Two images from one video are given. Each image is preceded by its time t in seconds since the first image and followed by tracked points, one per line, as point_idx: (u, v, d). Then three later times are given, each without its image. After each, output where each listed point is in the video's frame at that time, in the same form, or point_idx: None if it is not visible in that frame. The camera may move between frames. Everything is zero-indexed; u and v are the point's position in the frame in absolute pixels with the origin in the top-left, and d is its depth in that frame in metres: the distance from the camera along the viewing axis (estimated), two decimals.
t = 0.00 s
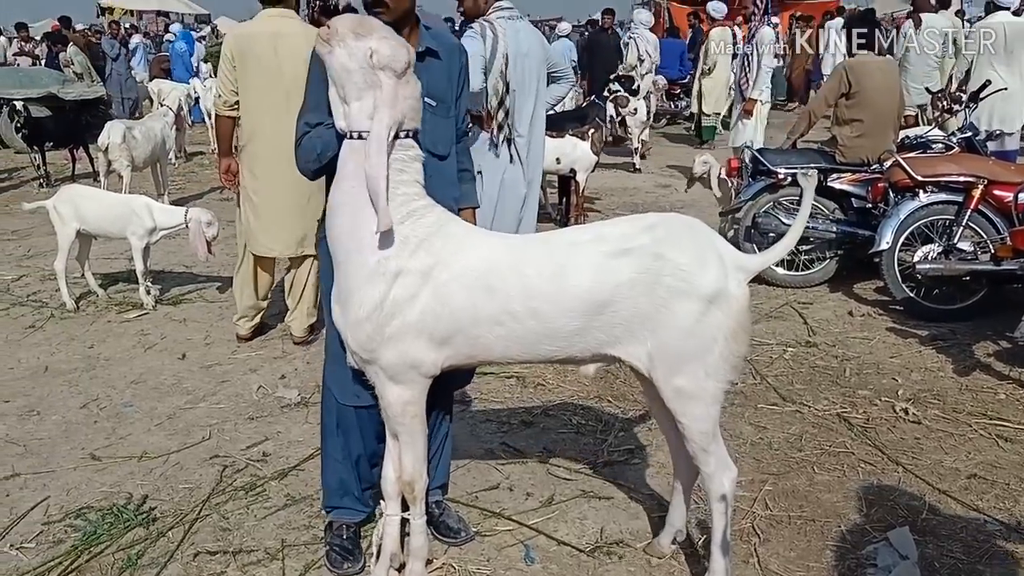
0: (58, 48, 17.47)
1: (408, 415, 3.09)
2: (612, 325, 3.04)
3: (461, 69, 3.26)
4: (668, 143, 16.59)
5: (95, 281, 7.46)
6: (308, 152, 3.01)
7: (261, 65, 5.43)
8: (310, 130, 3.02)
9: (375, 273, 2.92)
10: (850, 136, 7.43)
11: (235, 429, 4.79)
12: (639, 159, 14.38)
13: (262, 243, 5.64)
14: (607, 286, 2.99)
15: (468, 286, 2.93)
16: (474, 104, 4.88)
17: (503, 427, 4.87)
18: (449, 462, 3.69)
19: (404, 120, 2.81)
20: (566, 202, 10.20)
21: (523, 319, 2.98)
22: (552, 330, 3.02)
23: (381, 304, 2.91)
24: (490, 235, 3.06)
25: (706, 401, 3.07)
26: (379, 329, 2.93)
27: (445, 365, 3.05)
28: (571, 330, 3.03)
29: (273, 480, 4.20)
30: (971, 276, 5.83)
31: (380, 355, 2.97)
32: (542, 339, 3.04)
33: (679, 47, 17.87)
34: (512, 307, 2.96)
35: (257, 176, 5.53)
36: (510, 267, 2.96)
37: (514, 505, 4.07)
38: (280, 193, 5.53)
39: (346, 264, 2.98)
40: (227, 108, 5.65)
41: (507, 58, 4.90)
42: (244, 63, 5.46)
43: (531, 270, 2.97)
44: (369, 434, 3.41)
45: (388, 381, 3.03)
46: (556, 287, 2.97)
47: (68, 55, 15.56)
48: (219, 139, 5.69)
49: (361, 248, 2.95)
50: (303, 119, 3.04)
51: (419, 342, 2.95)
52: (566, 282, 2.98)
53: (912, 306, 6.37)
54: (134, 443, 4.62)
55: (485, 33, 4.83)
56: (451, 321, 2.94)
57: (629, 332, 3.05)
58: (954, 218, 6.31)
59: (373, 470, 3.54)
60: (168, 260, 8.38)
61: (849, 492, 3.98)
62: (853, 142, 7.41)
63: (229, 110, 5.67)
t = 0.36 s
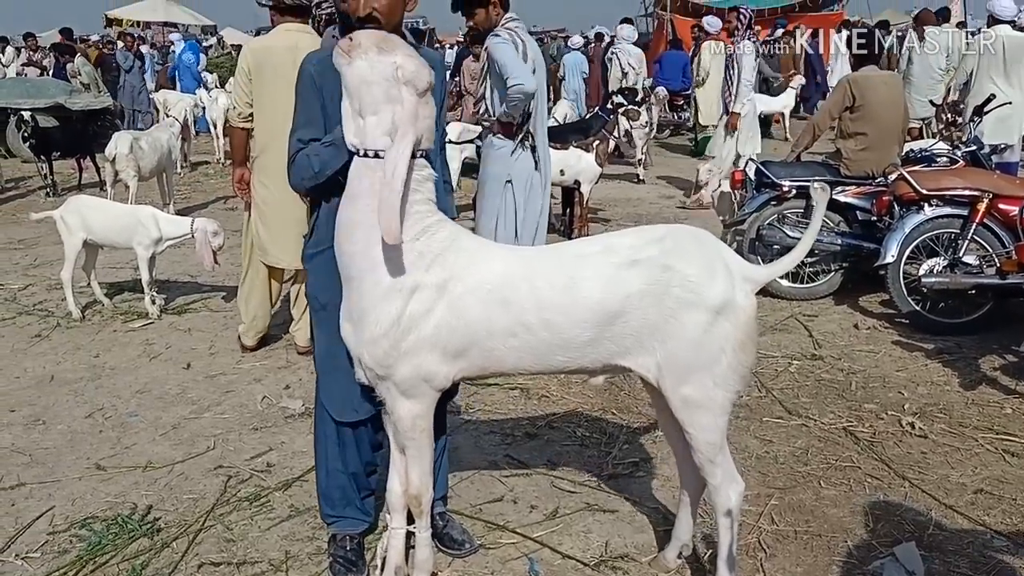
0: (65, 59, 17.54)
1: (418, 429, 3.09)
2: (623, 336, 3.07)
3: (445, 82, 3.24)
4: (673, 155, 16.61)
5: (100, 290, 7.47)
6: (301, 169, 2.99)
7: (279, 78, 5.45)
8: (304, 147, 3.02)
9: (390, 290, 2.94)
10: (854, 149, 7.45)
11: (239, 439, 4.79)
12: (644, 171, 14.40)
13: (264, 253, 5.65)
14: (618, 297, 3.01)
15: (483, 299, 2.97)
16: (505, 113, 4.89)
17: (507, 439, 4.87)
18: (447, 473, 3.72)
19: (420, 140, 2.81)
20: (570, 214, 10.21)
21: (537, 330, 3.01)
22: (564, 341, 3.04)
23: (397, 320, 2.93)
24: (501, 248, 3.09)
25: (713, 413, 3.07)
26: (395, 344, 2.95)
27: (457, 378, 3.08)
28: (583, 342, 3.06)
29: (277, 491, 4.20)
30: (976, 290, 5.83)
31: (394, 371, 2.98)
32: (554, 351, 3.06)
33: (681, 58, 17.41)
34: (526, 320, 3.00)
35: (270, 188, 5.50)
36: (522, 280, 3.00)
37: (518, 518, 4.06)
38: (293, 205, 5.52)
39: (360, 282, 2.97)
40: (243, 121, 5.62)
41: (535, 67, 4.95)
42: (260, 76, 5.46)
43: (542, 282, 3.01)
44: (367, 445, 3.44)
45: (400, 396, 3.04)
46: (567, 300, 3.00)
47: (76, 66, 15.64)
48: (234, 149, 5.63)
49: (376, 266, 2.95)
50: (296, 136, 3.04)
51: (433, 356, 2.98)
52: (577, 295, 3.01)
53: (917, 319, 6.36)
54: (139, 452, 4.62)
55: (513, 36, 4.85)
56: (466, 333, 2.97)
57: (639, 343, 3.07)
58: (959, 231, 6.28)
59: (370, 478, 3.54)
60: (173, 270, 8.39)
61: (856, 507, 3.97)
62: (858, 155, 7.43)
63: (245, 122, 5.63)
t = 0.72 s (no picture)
0: (66, 65, 17.56)
1: (420, 434, 3.09)
2: (622, 334, 3.09)
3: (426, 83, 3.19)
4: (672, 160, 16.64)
5: (99, 295, 7.48)
6: (292, 180, 2.92)
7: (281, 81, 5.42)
8: (294, 154, 2.98)
9: (404, 296, 2.90)
10: (851, 154, 7.44)
11: (236, 443, 4.79)
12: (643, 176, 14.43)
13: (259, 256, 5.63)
14: (618, 295, 3.03)
15: (491, 302, 2.99)
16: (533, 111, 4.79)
17: (505, 443, 4.87)
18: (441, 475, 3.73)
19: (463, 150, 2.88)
20: (569, 219, 10.23)
21: (542, 331, 3.03)
22: (568, 341, 3.06)
23: (411, 326, 2.91)
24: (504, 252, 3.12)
25: (710, 412, 3.09)
26: (407, 350, 2.92)
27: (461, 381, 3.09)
28: (587, 342, 3.08)
29: (274, 495, 4.20)
30: (973, 293, 5.83)
31: (404, 376, 2.95)
32: (558, 352, 3.08)
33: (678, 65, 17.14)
34: (531, 320, 3.01)
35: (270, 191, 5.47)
36: (528, 281, 3.03)
37: (515, 521, 4.06)
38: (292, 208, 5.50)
39: (372, 287, 2.92)
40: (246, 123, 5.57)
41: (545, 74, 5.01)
42: (261, 78, 5.41)
43: (546, 282, 3.03)
44: (363, 447, 3.44)
45: (405, 401, 3.02)
46: (572, 301, 3.02)
47: (77, 72, 15.67)
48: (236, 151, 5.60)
49: (389, 271, 2.91)
50: (285, 145, 3.00)
51: (441, 359, 2.98)
52: (581, 295, 3.03)
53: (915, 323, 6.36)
54: (136, 456, 4.62)
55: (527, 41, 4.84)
56: (475, 336, 2.98)
57: (639, 340, 3.09)
58: (956, 235, 6.29)
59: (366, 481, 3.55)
60: (171, 274, 8.40)
61: (852, 510, 3.96)
62: (855, 159, 7.42)
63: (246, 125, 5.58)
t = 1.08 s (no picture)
0: (60, 68, 17.54)
1: (416, 437, 3.09)
2: (624, 337, 3.09)
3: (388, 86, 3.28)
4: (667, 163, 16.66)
5: (92, 298, 7.46)
6: (278, 186, 2.88)
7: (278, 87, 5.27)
8: (275, 158, 2.91)
9: (401, 295, 2.88)
10: (846, 157, 7.48)
11: (229, 446, 4.77)
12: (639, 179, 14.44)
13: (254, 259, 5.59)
14: (620, 298, 3.03)
15: (491, 305, 2.98)
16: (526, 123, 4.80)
17: (498, 446, 4.86)
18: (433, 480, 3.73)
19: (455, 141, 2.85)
20: (565, 222, 10.23)
21: (543, 334, 3.03)
22: (571, 344, 3.06)
23: (408, 327, 2.88)
24: (505, 254, 3.10)
25: (708, 413, 3.09)
26: (405, 351, 2.90)
27: (459, 384, 3.08)
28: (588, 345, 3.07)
29: (266, 499, 4.18)
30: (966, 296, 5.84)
31: (402, 379, 2.93)
32: (559, 356, 3.08)
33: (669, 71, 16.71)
34: (533, 324, 3.01)
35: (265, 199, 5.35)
36: (528, 283, 3.03)
37: (508, 524, 4.05)
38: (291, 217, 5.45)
39: (369, 285, 2.88)
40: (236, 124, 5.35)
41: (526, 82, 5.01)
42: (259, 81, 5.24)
43: (547, 284, 3.03)
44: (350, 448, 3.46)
45: (402, 404, 3.01)
46: (573, 304, 3.02)
47: (71, 76, 15.67)
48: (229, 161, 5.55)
49: (385, 268, 2.88)
50: (265, 149, 2.93)
51: (439, 362, 2.98)
52: (582, 298, 3.03)
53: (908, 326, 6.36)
54: (127, 460, 4.60)
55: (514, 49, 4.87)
56: (474, 339, 2.98)
57: (641, 344, 3.10)
58: (950, 238, 6.29)
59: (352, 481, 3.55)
60: (165, 278, 8.38)
61: (844, 512, 3.96)
62: (850, 162, 7.46)
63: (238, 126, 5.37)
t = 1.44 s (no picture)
0: (53, 74, 17.51)
1: (406, 446, 3.11)
2: (615, 349, 3.12)
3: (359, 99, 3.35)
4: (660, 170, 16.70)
5: (84, 307, 7.45)
6: (270, 201, 2.88)
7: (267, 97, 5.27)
8: (268, 172, 2.93)
9: (388, 305, 2.91)
10: (834, 167, 7.54)
11: (220, 456, 4.78)
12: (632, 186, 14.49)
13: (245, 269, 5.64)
14: (612, 310, 3.05)
15: (481, 316, 3.00)
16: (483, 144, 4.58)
17: (491, 455, 4.88)
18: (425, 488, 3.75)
19: (436, 153, 2.84)
20: (557, 230, 10.27)
21: (534, 346, 3.04)
22: (562, 356, 3.08)
23: (395, 337, 2.91)
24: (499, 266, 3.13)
25: (697, 423, 3.12)
26: (391, 360, 2.93)
27: (450, 395, 3.11)
28: (579, 357, 3.09)
29: (259, 509, 4.19)
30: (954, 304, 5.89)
31: (388, 388, 2.97)
32: (549, 368, 3.10)
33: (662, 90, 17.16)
34: (524, 336, 3.03)
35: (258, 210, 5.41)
36: (520, 296, 3.04)
37: (501, 533, 4.06)
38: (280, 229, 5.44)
39: (357, 294, 2.93)
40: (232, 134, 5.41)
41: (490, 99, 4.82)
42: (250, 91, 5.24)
43: (540, 295, 3.05)
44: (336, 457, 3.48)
45: (392, 412, 3.04)
46: (565, 316, 3.04)
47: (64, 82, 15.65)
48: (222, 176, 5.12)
49: (373, 278, 2.92)
50: (256, 163, 2.93)
51: (426, 373, 3.00)
52: (574, 310, 3.04)
53: (897, 334, 6.41)
54: (118, 471, 4.60)
55: (478, 59, 4.80)
56: (464, 350, 3.01)
57: (631, 356, 3.13)
58: (937, 247, 6.38)
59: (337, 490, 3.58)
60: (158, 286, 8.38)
61: (833, 520, 3.99)
62: (838, 172, 7.51)
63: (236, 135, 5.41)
